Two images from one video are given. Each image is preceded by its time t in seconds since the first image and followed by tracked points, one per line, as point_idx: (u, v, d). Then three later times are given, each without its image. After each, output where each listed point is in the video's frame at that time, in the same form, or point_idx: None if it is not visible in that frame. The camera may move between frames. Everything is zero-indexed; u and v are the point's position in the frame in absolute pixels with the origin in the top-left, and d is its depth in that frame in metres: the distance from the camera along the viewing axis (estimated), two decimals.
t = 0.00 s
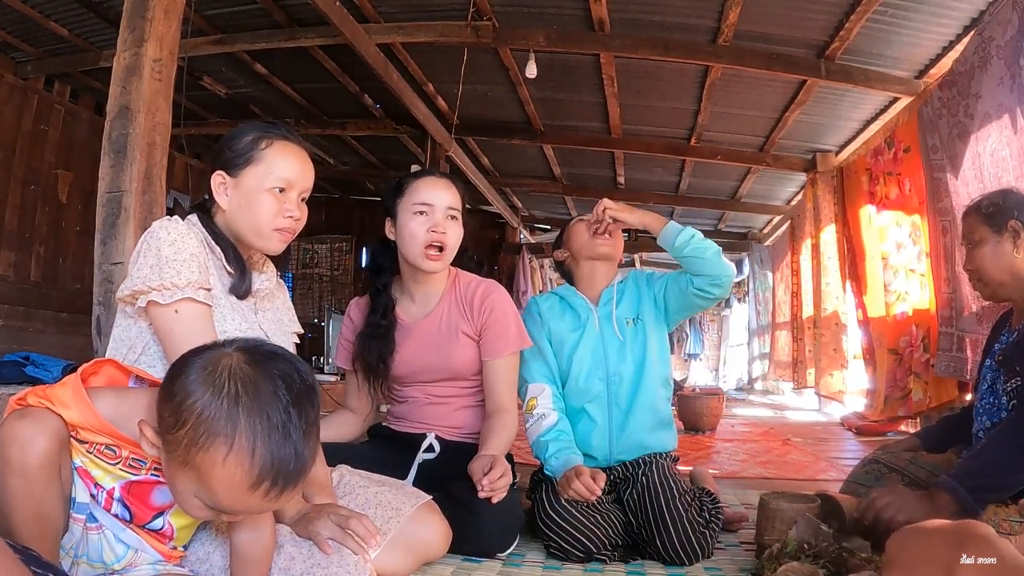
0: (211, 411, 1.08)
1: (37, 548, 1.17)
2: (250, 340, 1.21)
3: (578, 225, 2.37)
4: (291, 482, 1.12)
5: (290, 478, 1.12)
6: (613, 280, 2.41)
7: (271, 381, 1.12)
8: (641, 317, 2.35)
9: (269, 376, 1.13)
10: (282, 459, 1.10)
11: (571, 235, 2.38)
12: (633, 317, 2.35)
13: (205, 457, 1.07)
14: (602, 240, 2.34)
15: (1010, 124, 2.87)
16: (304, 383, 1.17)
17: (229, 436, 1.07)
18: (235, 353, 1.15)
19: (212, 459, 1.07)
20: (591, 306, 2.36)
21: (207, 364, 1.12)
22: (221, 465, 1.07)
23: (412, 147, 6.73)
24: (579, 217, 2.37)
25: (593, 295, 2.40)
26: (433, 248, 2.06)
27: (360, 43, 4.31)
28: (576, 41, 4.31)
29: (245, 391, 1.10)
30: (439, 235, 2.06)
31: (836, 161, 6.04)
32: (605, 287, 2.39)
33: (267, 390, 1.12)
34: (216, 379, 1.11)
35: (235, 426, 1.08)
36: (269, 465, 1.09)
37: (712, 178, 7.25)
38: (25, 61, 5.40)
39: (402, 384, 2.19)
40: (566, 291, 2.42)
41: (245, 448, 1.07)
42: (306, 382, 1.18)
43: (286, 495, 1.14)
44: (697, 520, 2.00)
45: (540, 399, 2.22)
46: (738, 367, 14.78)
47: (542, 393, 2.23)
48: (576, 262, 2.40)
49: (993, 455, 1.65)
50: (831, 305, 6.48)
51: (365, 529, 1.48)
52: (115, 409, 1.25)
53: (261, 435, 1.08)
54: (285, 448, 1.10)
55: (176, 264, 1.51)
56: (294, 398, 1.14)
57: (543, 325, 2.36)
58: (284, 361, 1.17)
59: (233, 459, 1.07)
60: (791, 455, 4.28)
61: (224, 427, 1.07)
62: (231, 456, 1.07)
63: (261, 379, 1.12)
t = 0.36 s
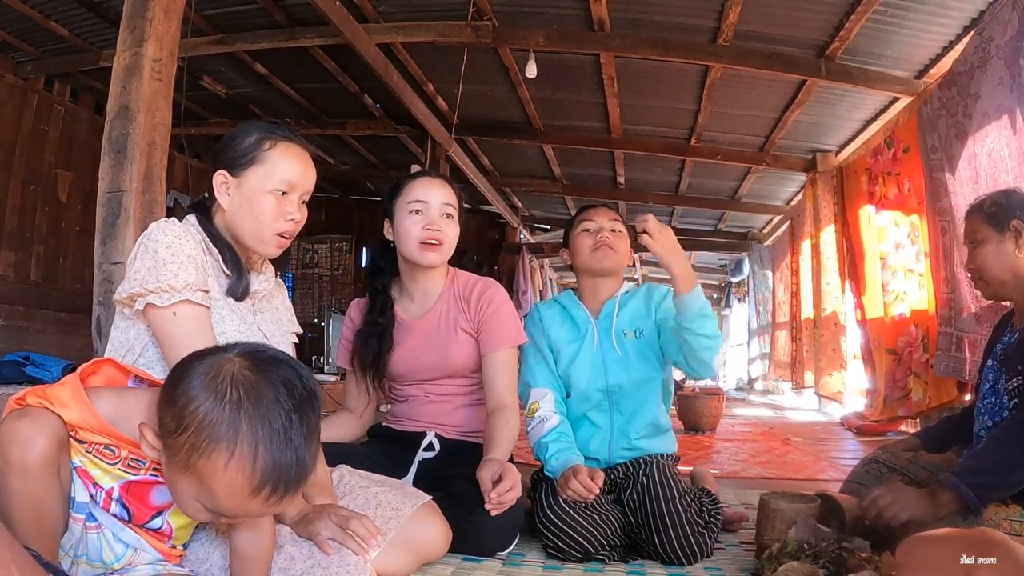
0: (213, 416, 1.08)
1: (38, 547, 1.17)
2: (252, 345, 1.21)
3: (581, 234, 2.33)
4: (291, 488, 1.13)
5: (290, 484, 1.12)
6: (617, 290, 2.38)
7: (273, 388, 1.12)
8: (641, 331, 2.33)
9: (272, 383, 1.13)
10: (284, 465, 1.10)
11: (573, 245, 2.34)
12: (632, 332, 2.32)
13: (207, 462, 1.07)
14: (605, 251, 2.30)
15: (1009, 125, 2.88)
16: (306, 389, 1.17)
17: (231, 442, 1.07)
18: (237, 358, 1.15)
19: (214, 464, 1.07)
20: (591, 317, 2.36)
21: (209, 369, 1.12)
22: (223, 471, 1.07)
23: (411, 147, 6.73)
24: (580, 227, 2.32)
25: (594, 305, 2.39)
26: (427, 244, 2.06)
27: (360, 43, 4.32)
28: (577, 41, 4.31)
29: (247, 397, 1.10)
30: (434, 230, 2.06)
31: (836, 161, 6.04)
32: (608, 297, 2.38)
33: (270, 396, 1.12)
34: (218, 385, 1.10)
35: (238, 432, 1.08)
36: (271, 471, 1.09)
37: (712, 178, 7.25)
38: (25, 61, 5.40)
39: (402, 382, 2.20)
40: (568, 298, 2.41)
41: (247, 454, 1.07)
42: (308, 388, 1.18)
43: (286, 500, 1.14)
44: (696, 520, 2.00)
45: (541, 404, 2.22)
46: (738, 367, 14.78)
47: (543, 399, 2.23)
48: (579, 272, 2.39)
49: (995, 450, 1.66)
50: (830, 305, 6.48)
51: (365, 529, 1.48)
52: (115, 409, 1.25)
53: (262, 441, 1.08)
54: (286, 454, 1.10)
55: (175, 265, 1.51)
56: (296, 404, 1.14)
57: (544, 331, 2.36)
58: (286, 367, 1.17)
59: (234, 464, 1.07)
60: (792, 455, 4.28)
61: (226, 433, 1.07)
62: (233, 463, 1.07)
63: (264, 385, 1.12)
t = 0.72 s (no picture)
0: (210, 420, 1.08)
1: (36, 546, 1.17)
2: (250, 348, 1.21)
3: (588, 243, 2.32)
4: (289, 491, 1.13)
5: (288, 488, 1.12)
6: (625, 300, 2.36)
7: (271, 392, 1.12)
8: (640, 352, 2.30)
9: (270, 387, 1.13)
10: (281, 469, 1.10)
11: (580, 249, 2.35)
12: (631, 352, 2.29)
13: (204, 466, 1.07)
14: (612, 267, 2.28)
15: (1008, 125, 2.88)
16: (304, 392, 1.17)
17: (229, 446, 1.07)
18: (235, 362, 1.14)
19: (212, 468, 1.07)
20: (593, 325, 2.33)
21: (207, 372, 1.12)
22: (221, 475, 1.07)
23: (411, 147, 6.74)
24: (589, 234, 2.32)
25: (598, 314, 2.37)
26: (427, 243, 2.06)
27: (360, 43, 4.32)
28: (577, 41, 4.31)
29: (244, 401, 1.10)
30: (434, 229, 2.06)
31: (836, 161, 6.04)
32: (612, 307, 2.36)
33: (268, 400, 1.11)
34: (216, 389, 1.10)
35: (236, 436, 1.07)
36: (268, 475, 1.09)
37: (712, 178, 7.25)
38: (25, 61, 5.40)
39: (402, 381, 2.20)
40: (574, 302, 2.39)
41: (245, 458, 1.08)
42: (306, 392, 1.18)
43: (283, 503, 1.14)
44: (694, 518, 1.99)
45: (541, 405, 2.22)
46: (737, 367, 14.78)
47: (543, 399, 2.23)
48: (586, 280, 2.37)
49: (997, 449, 1.66)
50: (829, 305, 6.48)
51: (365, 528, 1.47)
52: (112, 409, 1.25)
53: (259, 445, 1.08)
54: (284, 458, 1.10)
55: (172, 263, 1.51)
56: (294, 408, 1.13)
57: (547, 330, 2.36)
58: (284, 370, 1.16)
59: (232, 468, 1.07)
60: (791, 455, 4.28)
61: (224, 436, 1.07)
62: (231, 467, 1.07)
63: (262, 389, 1.12)
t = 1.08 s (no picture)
0: (197, 425, 1.08)
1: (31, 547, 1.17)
2: (241, 350, 1.20)
3: (602, 255, 2.21)
4: (277, 497, 1.12)
5: (275, 493, 1.12)
6: (632, 307, 2.31)
7: (258, 398, 1.11)
8: (646, 361, 2.29)
9: (257, 392, 1.12)
10: (268, 476, 1.10)
11: (594, 256, 2.23)
12: (637, 361, 2.29)
13: (191, 471, 1.07)
14: (626, 286, 2.19)
15: (1007, 125, 2.88)
16: (293, 397, 1.16)
17: (216, 451, 1.07)
18: (223, 365, 1.13)
19: (199, 473, 1.07)
20: (599, 333, 2.29)
21: (195, 376, 1.12)
22: (208, 480, 1.07)
23: (411, 147, 6.74)
24: (604, 244, 2.19)
25: (604, 321, 2.33)
26: (432, 244, 2.06)
27: (360, 43, 4.32)
28: (577, 41, 4.31)
29: (232, 407, 1.09)
30: (438, 230, 2.06)
31: (836, 161, 6.04)
32: (618, 315, 2.31)
33: (255, 406, 1.10)
34: (204, 394, 1.10)
35: (222, 442, 1.07)
36: (254, 481, 1.08)
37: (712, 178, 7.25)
38: (25, 61, 5.40)
39: (404, 382, 2.20)
40: (580, 307, 2.34)
41: (232, 464, 1.07)
42: (295, 397, 1.17)
43: (272, 508, 1.14)
44: (694, 520, 1.99)
45: (544, 416, 2.20)
46: (738, 368, 14.78)
47: (546, 412, 2.21)
48: (597, 292, 2.28)
49: (999, 447, 1.66)
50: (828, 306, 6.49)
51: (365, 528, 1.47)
52: (104, 409, 1.25)
53: (246, 452, 1.08)
54: (271, 464, 1.10)
55: (171, 264, 1.51)
56: (283, 415, 1.13)
57: (550, 338, 2.30)
58: (273, 375, 1.15)
59: (218, 473, 1.07)
60: (791, 455, 4.28)
61: (210, 442, 1.07)
62: (217, 473, 1.07)
63: (249, 394, 1.11)
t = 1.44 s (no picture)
0: (200, 429, 1.08)
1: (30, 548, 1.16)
2: (244, 353, 1.20)
3: (613, 277, 2.00)
4: (279, 500, 1.12)
5: (278, 497, 1.11)
6: (644, 331, 2.16)
7: (261, 402, 1.11)
8: (660, 385, 2.20)
9: (260, 396, 1.11)
10: (271, 480, 1.10)
11: (605, 275, 2.03)
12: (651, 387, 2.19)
13: (194, 474, 1.08)
14: (640, 312, 1.99)
15: (1006, 125, 2.88)
16: (295, 401, 1.16)
17: (219, 455, 1.07)
18: (226, 369, 1.13)
19: (202, 476, 1.07)
20: (613, 363, 2.16)
21: (199, 380, 1.12)
22: (211, 483, 1.07)
23: (411, 147, 6.74)
24: (617, 266, 1.98)
25: (616, 347, 2.19)
26: (436, 246, 2.07)
27: (360, 42, 4.32)
28: (577, 41, 4.31)
29: (234, 411, 1.09)
30: (443, 232, 2.06)
31: (836, 161, 6.03)
32: (632, 340, 2.17)
33: (258, 409, 1.10)
34: (207, 398, 1.10)
35: (225, 446, 1.07)
36: (257, 485, 1.08)
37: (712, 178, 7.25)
38: (25, 61, 5.40)
39: (406, 383, 2.20)
40: (591, 332, 2.18)
41: (235, 467, 1.07)
42: (298, 401, 1.17)
43: (274, 511, 1.14)
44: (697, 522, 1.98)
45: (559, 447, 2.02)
46: (738, 368, 14.78)
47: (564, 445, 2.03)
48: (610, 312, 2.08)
49: (999, 446, 1.72)
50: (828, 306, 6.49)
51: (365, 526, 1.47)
52: (103, 410, 1.25)
53: (249, 455, 1.08)
54: (274, 468, 1.10)
55: (170, 265, 1.51)
56: (286, 418, 1.12)
57: (563, 368, 2.15)
58: (276, 379, 1.15)
59: (221, 477, 1.07)
60: (791, 455, 4.28)
61: (214, 446, 1.07)
62: (220, 476, 1.07)
63: (252, 398, 1.11)
